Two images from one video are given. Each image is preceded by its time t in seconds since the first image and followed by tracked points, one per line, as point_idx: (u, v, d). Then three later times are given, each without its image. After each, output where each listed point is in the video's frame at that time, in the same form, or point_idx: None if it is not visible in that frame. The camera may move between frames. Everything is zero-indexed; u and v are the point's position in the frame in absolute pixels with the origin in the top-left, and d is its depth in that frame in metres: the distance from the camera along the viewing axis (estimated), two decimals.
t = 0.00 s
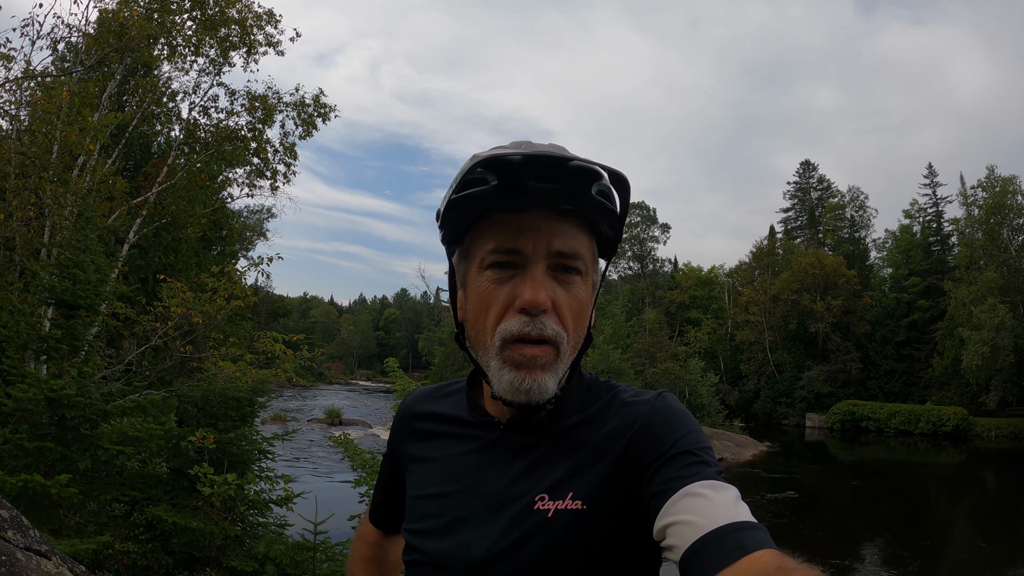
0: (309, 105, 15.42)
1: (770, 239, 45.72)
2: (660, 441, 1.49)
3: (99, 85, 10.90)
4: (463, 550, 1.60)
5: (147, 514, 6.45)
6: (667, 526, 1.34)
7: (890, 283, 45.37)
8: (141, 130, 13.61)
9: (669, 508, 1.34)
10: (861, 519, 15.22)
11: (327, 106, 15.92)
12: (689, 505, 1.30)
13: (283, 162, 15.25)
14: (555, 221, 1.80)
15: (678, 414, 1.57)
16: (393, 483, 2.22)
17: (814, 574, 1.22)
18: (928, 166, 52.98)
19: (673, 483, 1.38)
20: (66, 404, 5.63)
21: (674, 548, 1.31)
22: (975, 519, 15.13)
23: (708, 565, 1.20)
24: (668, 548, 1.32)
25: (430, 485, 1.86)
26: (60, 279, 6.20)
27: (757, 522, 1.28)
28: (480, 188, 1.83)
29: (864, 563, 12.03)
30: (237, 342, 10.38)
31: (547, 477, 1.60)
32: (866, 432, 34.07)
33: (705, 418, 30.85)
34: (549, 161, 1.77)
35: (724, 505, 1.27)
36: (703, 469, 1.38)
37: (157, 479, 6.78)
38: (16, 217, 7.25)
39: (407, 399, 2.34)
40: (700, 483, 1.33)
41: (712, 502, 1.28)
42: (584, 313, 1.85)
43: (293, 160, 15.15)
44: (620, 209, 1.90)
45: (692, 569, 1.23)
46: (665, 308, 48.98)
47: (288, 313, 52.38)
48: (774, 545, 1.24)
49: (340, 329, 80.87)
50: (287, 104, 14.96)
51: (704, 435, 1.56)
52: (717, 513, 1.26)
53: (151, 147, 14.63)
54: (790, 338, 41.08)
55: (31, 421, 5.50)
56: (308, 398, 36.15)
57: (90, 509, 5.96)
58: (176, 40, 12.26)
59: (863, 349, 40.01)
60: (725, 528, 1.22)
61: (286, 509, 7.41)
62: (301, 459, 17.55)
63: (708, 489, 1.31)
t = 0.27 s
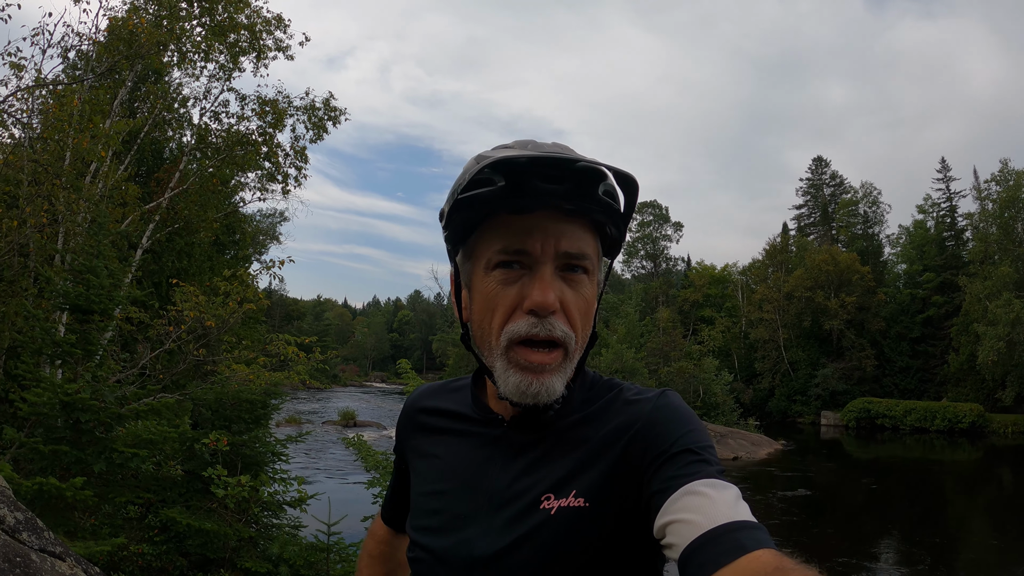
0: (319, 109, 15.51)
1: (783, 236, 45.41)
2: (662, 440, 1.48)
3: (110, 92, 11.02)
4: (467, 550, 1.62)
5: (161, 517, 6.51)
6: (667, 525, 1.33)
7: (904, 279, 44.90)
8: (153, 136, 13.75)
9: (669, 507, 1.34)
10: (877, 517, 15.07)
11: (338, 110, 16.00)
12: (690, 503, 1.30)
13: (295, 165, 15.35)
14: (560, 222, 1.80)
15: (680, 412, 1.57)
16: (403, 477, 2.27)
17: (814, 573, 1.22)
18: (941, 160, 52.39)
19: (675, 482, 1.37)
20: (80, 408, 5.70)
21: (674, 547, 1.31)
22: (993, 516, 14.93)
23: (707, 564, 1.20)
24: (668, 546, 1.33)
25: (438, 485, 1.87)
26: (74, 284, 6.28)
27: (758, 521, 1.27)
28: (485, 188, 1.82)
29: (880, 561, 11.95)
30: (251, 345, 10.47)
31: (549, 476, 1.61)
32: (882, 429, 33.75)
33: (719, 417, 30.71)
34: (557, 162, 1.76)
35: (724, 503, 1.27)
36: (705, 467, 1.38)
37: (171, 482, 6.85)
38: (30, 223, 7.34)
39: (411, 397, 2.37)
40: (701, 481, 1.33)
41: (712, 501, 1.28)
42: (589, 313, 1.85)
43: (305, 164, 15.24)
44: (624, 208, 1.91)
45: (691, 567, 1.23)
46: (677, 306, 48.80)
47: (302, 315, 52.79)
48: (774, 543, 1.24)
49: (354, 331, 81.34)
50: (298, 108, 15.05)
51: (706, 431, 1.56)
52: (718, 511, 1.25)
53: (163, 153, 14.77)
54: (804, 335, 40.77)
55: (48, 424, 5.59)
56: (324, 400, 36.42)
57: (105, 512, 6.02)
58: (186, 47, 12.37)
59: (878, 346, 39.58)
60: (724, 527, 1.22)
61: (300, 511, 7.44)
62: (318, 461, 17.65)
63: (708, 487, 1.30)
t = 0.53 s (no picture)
0: (327, 110, 15.57)
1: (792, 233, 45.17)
2: (663, 439, 1.48)
3: (118, 96, 11.12)
4: (467, 547, 1.62)
5: (171, 517, 6.56)
6: (669, 524, 1.33)
7: (915, 275, 44.53)
8: (162, 139, 13.84)
9: (671, 505, 1.34)
10: (888, 515, 14.96)
11: (345, 110, 16.04)
12: (692, 502, 1.30)
13: (302, 166, 15.40)
14: (561, 221, 1.80)
15: (683, 411, 1.56)
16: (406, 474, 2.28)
17: (817, 573, 1.21)
18: (951, 155, 51.89)
19: (676, 481, 1.37)
20: (90, 409, 5.76)
21: (675, 546, 1.31)
22: (1005, 513, 14.79)
23: (707, 563, 1.20)
24: (670, 545, 1.32)
25: (439, 481, 1.88)
26: (84, 287, 6.35)
27: (760, 520, 1.27)
28: (485, 186, 1.82)
29: (892, 558, 11.87)
30: (259, 346, 10.52)
31: (551, 474, 1.60)
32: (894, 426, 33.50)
33: (730, 415, 30.55)
34: (558, 160, 1.76)
35: (726, 501, 1.26)
36: (706, 466, 1.37)
37: (182, 482, 6.90)
38: (40, 227, 7.40)
39: (415, 392, 2.38)
40: (702, 479, 1.32)
41: (715, 499, 1.27)
42: (590, 312, 1.85)
43: (312, 165, 15.30)
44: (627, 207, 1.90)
45: (692, 567, 1.23)
46: (687, 305, 48.68)
47: (313, 316, 53.15)
48: (776, 543, 1.23)
49: (365, 332, 81.79)
50: (305, 110, 15.11)
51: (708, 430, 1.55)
52: (719, 510, 1.25)
53: (171, 156, 14.86)
54: (814, 332, 40.53)
55: (59, 425, 5.65)
56: (335, 400, 36.61)
57: (115, 512, 6.05)
58: (193, 50, 12.45)
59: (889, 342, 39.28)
60: (726, 525, 1.21)
61: (310, 510, 7.43)
62: (330, 460, 17.76)
63: (711, 486, 1.30)
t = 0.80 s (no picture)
0: (339, 110, 15.67)
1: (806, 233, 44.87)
2: (668, 430, 1.47)
3: (132, 97, 11.24)
4: (468, 537, 1.63)
5: (183, 513, 6.62)
6: (673, 515, 1.33)
7: (929, 276, 44.06)
8: (176, 139, 13.95)
9: (676, 497, 1.34)
10: (901, 517, 14.81)
11: (357, 111, 16.11)
12: (696, 493, 1.30)
13: (315, 167, 15.50)
14: (565, 216, 1.80)
15: (687, 403, 1.55)
16: (410, 467, 2.29)
17: (823, 564, 1.21)
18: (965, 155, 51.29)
19: (681, 472, 1.37)
20: (103, 406, 5.82)
21: (680, 537, 1.31)
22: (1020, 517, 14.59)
23: (712, 556, 1.20)
24: (675, 537, 1.32)
25: (441, 472, 1.89)
26: (98, 285, 6.41)
27: (765, 512, 1.27)
28: (489, 182, 1.83)
29: (906, 561, 11.76)
30: (272, 345, 10.61)
31: (553, 465, 1.61)
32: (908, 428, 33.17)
33: (743, 416, 30.40)
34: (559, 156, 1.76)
35: (730, 492, 1.27)
36: (711, 457, 1.37)
37: (194, 479, 6.96)
38: (54, 226, 7.48)
39: (421, 387, 2.41)
40: (707, 471, 1.32)
41: (719, 491, 1.27)
42: (593, 306, 1.85)
43: (325, 165, 15.39)
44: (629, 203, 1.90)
45: (698, 557, 1.23)
46: (700, 305, 48.43)
47: (327, 316, 53.58)
48: (781, 534, 1.24)
49: (378, 332, 82.30)
50: (318, 110, 15.20)
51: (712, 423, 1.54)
52: (723, 501, 1.25)
53: (186, 156, 14.98)
54: (828, 334, 40.20)
55: (73, 422, 5.72)
56: (348, 400, 36.82)
57: (127, 508, 6.09)
58: (206, 51, 12.56)
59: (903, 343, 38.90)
60: (732, 517, 1.22)
61: (321, 509, 7.56)
62: (344, 459, 17.85)
63: (716, 478, 1.30)
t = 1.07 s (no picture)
0: (353, 110, 15.73)
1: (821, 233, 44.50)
2: (667, 430, 1.46)
3: (147, 97, 11.37)
4: (468, 533, 1.64)
5: (195, 510, 6.69)
6: (674, 516, 1.32)
7: (945, 276, 43.52)
8: (191, 139, 14.08)
9: (676, 497, 1.33)
10: (916, 520, 14.63)
11: (371, 111, 16.16)
12: (695, 494, 1.29)
13: (329, 166, 15.57)
14: (561, 214, 1.80)
15: (686, 402, 1.54)
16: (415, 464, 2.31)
17: (825, 565, 1.20)
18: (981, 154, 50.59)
19: (680, 473, 1.36)
20: (117, 404, 5.88)
21: (681, 538, 1.30)
22: None
23: (712, 557, 1.19)
24: (675, 537, 1.32)
25: (440, 470, 1.90)
26: (112, 284, 6.48)
27: (766, 513, 1.26)
28: (486, 181, 1.83)
29: (920, 564, 11.63)
30: (284, 343, 10.69)
31: (549, 464, 1.61)
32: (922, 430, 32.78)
33: (756, 416, 30.21)
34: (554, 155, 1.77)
35: (730, 493, 1.26)
36: (709, 457, 1.36)
37: (206, 476, 7.03)
38: (69, 226, 7.60)
39: (425, 384, 2.43)
40: (707, 472, 1.31)
41: (718, 491, 1.26)
42: (591, 304, 1.85)
43: (339, 164, 15.45)
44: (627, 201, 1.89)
45: (697, 558, 1.23)
46: (714, 305, 48.19)
47: (342, 315, 53.93)
48: (782, 534, 1.23)
49: (392, 331, 82.73)
50: (332, 110, 15.27)
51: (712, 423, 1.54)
52: (724, 501, 1.24)
53: (200, 156, 15.10)
54: (843, 334, 39.81)
55: (87, 419, 5.80)
56: (363, 399, 37.02)
57: (139, 505, 6.15)
58: (220, 51, 12.67)
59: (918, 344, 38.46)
60: (731, 517, 1.21)
61: (332, 507, 7.60)
62: (357, 457, 17.93)
63: (716, 477, 1.29)
